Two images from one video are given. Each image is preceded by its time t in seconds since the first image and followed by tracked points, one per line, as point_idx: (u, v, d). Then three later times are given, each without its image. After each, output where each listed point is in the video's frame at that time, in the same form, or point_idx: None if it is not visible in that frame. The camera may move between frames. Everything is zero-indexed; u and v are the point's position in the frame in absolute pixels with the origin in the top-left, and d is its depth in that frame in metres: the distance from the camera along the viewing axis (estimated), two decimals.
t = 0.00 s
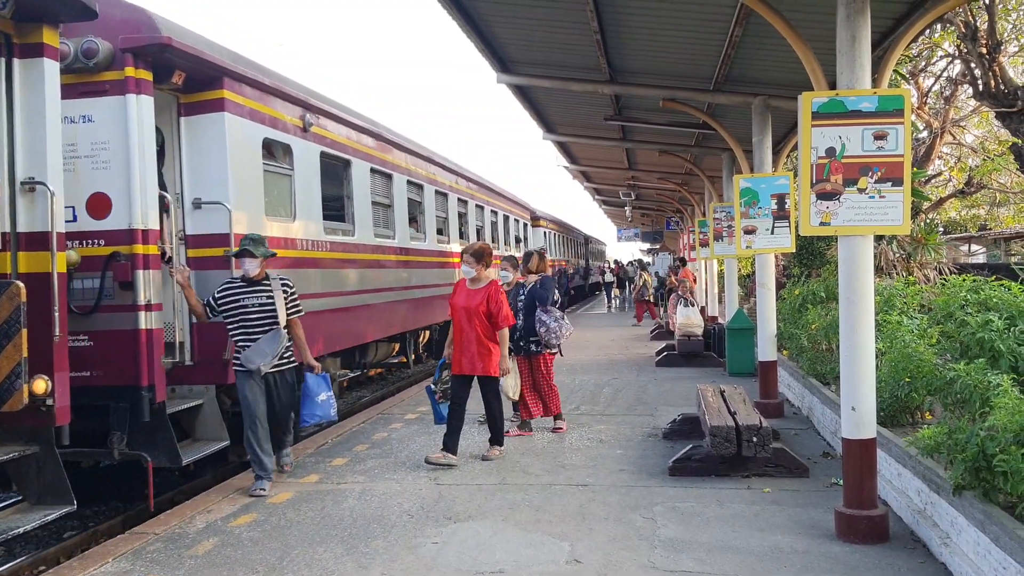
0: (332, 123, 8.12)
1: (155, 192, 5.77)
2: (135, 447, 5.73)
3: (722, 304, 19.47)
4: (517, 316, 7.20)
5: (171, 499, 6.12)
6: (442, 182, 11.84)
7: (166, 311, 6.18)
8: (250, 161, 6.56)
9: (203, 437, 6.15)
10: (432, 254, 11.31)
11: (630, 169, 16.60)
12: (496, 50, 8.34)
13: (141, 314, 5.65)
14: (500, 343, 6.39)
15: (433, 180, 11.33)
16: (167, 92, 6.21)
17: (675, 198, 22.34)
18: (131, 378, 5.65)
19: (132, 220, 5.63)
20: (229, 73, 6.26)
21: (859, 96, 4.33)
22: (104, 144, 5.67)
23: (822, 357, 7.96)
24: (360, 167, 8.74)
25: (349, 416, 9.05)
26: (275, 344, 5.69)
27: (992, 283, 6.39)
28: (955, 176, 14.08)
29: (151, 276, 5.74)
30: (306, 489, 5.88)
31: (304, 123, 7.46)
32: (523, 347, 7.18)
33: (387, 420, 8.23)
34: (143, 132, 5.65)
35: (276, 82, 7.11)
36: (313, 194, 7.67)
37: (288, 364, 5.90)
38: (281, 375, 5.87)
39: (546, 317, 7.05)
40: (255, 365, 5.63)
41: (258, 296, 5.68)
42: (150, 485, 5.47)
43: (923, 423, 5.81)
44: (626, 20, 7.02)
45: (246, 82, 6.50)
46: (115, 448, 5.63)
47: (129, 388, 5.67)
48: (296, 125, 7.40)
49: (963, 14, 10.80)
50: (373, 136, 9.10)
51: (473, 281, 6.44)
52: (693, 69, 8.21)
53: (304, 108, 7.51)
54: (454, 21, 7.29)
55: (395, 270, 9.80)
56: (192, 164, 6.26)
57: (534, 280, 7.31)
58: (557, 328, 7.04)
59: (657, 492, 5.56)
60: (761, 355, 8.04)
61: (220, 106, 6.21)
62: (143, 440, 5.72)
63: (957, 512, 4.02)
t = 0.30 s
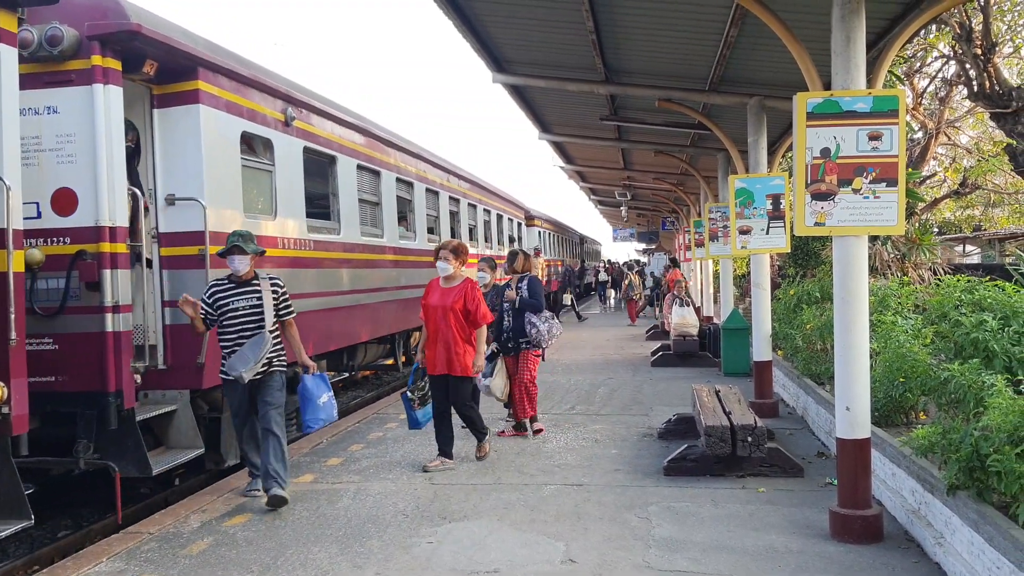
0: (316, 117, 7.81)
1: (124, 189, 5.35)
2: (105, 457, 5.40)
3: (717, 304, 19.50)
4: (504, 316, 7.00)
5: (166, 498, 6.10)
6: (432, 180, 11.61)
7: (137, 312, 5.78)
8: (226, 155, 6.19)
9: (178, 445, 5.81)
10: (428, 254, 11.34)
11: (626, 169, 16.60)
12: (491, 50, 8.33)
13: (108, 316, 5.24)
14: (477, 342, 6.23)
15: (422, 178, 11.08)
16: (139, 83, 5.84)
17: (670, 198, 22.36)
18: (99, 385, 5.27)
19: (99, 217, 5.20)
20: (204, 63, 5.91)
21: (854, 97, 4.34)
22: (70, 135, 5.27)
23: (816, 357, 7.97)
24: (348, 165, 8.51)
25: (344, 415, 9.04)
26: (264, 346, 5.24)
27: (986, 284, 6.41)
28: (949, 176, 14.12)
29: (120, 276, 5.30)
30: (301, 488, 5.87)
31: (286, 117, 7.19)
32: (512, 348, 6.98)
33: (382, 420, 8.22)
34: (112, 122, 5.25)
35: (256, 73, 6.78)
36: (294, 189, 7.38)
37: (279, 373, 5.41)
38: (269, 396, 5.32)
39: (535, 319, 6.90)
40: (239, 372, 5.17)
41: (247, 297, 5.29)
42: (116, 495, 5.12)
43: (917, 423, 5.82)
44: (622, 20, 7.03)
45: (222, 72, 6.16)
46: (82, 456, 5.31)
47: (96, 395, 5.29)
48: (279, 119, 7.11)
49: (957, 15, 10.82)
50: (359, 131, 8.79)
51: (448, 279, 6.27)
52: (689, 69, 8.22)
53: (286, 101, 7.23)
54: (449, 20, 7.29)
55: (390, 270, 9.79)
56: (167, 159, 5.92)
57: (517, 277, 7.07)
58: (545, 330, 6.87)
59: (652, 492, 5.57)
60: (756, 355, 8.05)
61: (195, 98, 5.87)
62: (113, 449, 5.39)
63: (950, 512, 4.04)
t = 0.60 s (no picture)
0: (301, 110, 7.60)
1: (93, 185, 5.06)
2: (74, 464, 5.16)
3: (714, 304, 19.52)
4: (499, 317, 6.98)
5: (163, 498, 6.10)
6: (425, 177, 11.46)
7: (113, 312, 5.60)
8: (205, 150, 5.95)
9: (152, 452, 5.52)
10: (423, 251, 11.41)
11: (622, 168, 16.60)
12: (488, 50, 8.34)
13: (77, 317, 4.95)
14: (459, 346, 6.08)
15: (415, 175, 10.89)
16: (112, 73, 5.58)
17: (667, 197, 22.37)
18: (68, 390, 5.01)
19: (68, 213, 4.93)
20: (181, 52, 5.65)
21: (850, 96, 4.35)
22: (37, 127, 5.01)
23: (813, 357, 7.98)
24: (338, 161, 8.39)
25: (341, 415, 9.03)
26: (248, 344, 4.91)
27: (982, 283, 6.42)
28: (946, 176, 14.15)
29: (92, 275, 5.02)
30: (297, 487, 5.87)
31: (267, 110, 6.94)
32: (508, 349, 6.94)
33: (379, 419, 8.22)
34: (82, 112, 4.96)
35: (236, 63, 6.52)
36: (277, 186, 7.16)
37: (271, 380, 5.09)
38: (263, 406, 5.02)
39: (533, 320, 6.83)
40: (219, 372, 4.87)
41: (236, 293, 4.96)
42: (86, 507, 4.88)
43: (913, 422, 5.83)
44: (618, 20, 7.03)
45: (200, 63, 5.90)
46: (50, 465, 5.06)
47: (65, 401, 5.04)
48: (262, 112, 6.88)
49: (954, 15, 10.83)
50: (346, 124, 8.57)
51: (430, 280, 6.05)
52: (687, 69, 8.22)
53: (268, 93, 6.99)
54: (446, 19, 7.28)
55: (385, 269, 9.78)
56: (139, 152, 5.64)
57: (517, 277, 7.06)
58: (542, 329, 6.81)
59: (649, 491, 5.57)
60: (753, 354, 8.05)
61: (171, 89, 5.61)
62: (83, 458, 5.15)
63: (946, 511, 4.04)
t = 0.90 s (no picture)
0: (288, 104, 7.48)
1: (64, 176, 4.91)
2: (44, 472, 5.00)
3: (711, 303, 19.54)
4: (502, 315, 6.84)
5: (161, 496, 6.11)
6: (418, 174, 11.39)
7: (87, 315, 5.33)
8: (187, 142, 5.90)
9: (131, 458, 5.38)
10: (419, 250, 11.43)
11: (619, 167, 16.59)
12: (486, 49, 8.34)
13: (46, 318, 4.80)
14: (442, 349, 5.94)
15: (409, 172, 10.86)
16: (87, 64, 5.47)
17: (663, 196, 22.38)
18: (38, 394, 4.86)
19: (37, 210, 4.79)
20: (159, 43, 5.57)
21: (847, 95, 4.34)
22: (5, 120, 4.87)
23: (809, 356, 7.99)
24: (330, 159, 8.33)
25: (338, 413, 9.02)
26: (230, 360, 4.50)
27: (978, 282, 6.44)
28: (942, 175, 14.17)
29: (63, 274, 4.87)
30: (294, 486, 5.87)
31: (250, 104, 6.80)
32: (509, 349, 6.88)
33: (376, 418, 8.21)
34: (53, 104, 4.82)
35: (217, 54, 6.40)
36: (263, 183, 7.01)
37: (258, 399, 4.72)
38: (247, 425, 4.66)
39: (538, 319, 6.75)
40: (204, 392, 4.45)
41: (216, 304, 4.53)
42: (58, 522, 4.73)
43: (910, 421, 5.84)
44: (616, 19, 7.04)
45: (180, 54, 5.82)
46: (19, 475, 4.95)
47: (34, 406, 4.88)
48: (245, 106, 6.76)
49: (951, 14, 10.83)
50: (336, 119, 8.41)
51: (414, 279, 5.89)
52: (685, 68, 8.22)
53: (253, 86, 6.87)
54: (443, 18, 7.27)
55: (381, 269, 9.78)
56: (114, 146, 5.56)
57: (520, 277, 6.94)
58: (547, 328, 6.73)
59: (646, 489, 5.58)
60: (750, 353, 8.05)
61: (149, 81, 5.54)
62: (53, 466, 5.01)
63: (942, 510, 4.05)
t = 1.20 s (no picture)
0: (275, 98, 7.35)
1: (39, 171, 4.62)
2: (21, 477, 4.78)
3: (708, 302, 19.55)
4: (500, 316, 6.77)
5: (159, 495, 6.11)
6: (412, 172, 11.34)
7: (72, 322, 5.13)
8: (168, 133, 5.77)
9: (109, 464, 5.18)
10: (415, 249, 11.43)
11: (617, 166, 16.59)
12: (484, 48, 8.35)
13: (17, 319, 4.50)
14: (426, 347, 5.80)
15: (402, 170, 10.83)
16: (63, 55, 5.35)
17: (661, 195, 22.38)
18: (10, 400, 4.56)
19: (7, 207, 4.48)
20: (139, 33, 5.43)
21: (844, 95, 4.34)
22: None
23: (806, 355, 8.00)
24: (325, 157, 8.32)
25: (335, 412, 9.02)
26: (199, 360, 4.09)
27: (975, 282, 6.45)
28: (940, 175, 14.19)
29: (36, 272, 4.58)
30: (291, 485, 5.86)
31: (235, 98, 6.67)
32: (507, 351, 6.81)
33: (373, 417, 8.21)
34: (25, 96, 4.51)
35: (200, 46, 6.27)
36: (249, 178, 6.87)
37: (230, 395, 4.28)
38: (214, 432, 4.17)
39: (538, 320, 6.72)
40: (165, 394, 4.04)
41: (190, 302, 4.17)
42: (28, 530, 4.44)
43: (906, 421, 5.85)
44: (614, 18, 7.04)
45: (161, 45, 5.68)
46: None
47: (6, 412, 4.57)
48: (230, 100, 6.62)
49: (948, 14, 10.84)
50: (327, 115, 8.30)
51: (394, 278, 5.86)
52: (683, 67, 8.21)
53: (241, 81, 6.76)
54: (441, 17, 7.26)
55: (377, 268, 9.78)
56: (93, 141, 5.43)
57: (516, 277, 6.83)
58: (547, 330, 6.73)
59: (643, 488, 5.58)
60: (748, 353, 8.06)
61: (128, 72, 5.39)
62: (28, 471, 4.77)
63: (939, 509, 4.06)
